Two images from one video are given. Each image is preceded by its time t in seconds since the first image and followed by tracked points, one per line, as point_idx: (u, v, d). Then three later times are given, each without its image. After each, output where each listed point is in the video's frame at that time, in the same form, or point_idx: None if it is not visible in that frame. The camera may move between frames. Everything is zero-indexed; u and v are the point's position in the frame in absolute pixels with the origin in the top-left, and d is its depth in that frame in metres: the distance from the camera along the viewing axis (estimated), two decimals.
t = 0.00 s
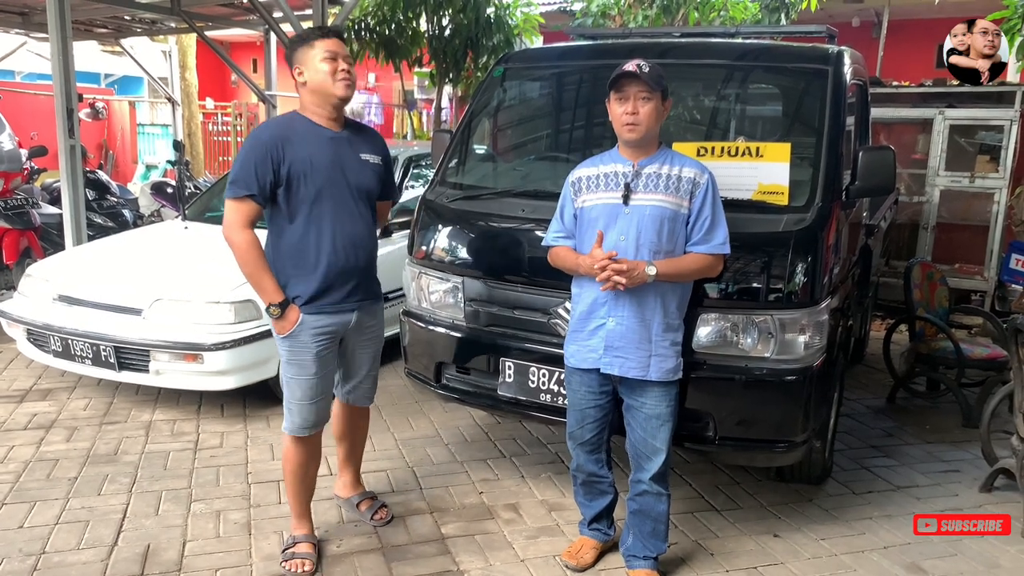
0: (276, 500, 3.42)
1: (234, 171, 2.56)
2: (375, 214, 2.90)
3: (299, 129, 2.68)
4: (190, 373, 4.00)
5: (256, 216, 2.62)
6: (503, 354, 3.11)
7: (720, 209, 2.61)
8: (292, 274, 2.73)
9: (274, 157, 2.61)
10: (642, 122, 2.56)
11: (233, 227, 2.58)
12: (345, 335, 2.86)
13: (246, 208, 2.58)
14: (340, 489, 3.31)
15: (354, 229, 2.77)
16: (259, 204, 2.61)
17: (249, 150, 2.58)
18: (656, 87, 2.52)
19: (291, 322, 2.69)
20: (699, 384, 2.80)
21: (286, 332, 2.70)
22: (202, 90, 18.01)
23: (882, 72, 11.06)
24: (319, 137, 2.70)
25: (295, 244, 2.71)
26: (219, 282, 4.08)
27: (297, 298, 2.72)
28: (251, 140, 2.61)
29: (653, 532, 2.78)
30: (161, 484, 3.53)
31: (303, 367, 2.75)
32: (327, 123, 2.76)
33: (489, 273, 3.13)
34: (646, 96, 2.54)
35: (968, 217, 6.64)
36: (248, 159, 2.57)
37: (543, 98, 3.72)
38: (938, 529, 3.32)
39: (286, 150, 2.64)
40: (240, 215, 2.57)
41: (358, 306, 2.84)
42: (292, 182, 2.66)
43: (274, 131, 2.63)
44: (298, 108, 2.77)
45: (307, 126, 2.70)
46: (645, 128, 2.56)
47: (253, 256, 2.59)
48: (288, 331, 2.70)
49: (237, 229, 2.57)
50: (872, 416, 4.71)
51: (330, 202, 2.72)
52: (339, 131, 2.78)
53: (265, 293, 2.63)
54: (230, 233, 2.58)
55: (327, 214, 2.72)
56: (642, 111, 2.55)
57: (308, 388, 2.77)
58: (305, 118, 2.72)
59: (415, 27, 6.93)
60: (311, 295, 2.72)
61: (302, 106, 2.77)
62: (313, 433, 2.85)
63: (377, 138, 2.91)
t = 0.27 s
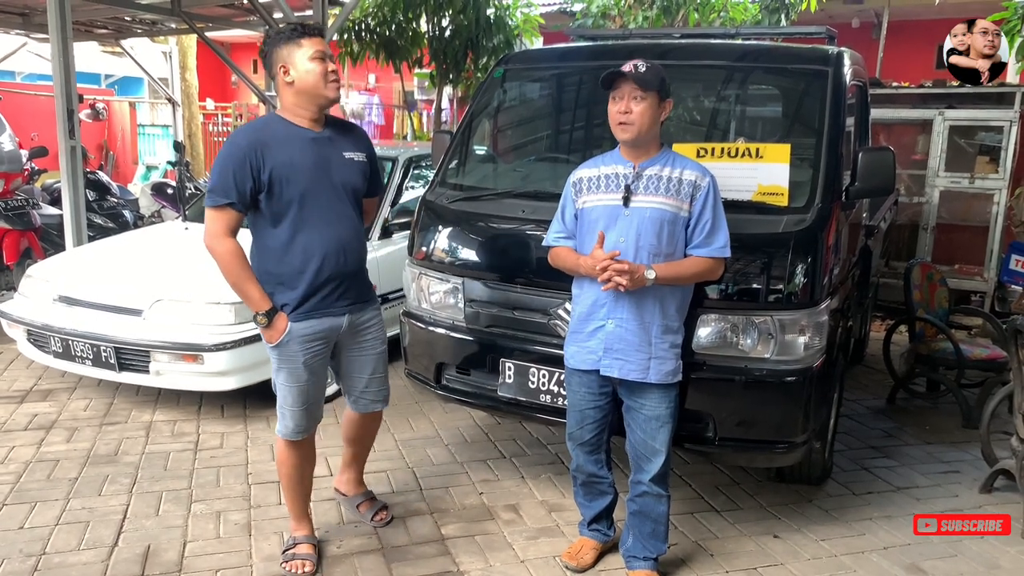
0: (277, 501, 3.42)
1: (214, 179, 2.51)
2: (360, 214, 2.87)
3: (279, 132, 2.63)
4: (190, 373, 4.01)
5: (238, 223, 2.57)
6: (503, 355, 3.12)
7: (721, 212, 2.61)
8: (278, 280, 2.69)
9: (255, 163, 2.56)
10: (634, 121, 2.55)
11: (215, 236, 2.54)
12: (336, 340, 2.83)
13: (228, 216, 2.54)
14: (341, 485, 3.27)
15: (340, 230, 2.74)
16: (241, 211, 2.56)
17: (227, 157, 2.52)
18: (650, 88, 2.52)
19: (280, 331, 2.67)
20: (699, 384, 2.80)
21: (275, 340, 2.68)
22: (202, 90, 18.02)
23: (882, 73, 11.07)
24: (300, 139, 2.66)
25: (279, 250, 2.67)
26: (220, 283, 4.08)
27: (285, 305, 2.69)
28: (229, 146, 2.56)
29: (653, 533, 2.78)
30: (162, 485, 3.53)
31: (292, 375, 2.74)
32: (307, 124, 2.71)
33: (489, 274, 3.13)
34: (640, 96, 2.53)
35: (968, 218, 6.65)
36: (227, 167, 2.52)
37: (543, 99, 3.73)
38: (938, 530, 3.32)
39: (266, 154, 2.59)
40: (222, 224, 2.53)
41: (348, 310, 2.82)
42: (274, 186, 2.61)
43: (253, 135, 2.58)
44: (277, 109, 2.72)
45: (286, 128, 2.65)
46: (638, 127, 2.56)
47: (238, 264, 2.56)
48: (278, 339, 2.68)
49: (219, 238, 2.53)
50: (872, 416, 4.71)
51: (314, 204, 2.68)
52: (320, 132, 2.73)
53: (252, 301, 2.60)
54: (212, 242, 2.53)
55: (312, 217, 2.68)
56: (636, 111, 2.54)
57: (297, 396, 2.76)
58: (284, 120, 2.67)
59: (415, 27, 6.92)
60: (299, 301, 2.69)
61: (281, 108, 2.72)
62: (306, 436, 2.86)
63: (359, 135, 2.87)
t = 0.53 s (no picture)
0: (277, 500, 3.42)
1: (207, 182, 2.51)
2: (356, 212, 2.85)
3: (272, 132, 2.62)
4: (190, 373, 4.01)
5: (232, 226, 2.57)
6: (503, 355, 3.11)
7: (722, 215, 2.60)
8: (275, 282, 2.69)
9: (248, 165, 2.56)
10: (621, 132, 2.55)
11: (209, 240, 2.54)
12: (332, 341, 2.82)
13: (221, 219, 2.54)
14: (339, 506, 3.17)
15: (336, 230, 2.73)
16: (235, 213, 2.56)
17: (220, 160, 2.52)
18: (632, 102, 2.50)
19: (275, 334, 2.67)
20: (699, 384, 2.80)
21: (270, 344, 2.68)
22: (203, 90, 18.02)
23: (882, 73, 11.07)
24: (293, 139, 2.64)
25: (274, 251, 2.67)
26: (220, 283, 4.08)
27: (281, 307, 2.69)
28: (221, 148, 2.55)
29: (653, 533, 2.78)
30: (162, 484, 3.53)
31: (289, 378, 2.73)
32: (301, 124, 2.70)
33: (490, 274, 3.13)
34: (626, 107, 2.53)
35: (969, 217, 6.65)
36: (220, 170, 2.52)
37: (544, 98, 3.72)
38: (938, 529, 3.32)
39: (259, 155, 2.58)
40: (216, 227, 2.54)
41: (345, 311, 2.81)
42: (268, 188, 2.61)
43: (246, 137, 2.57)
44: (270, 110, 2.71)
45: (279, 129, 2.64)
46: (626, 138, 2.56)
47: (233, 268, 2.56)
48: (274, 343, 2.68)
49: (213, 241, 2.54)
50: (872, 416, 4.71)
51: (308, 204, 2.67)
52: (314, 131, 2.72)
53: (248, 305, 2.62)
54: (207, 246, 2.54)
55: (307, 217, 2.67)
56: (623, 123, 2.54)
57: (293, 399, 2.75)
58: (277, 120, 2.66)
59: (415, 27, 6.92)
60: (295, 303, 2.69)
61: (274, 107, 2.71)
62: (305, 438, 2.86)
63: (353, 133, 2.85)
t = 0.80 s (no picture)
0: (277, 500, 3.43)
1: (208, 177, 2.52)
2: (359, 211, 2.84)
3: (274, 129, 2.62)
4: (190, 373, 4.01)
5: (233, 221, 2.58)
6: (503, 354, 3.11)
7: (722, 219, 2.58)
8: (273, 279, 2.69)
9: (249, 161, 2.56)
10: (617, 140, 2.56)
11: (209, 235, 2.55)
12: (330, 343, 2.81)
13: (222, 215, 2.55)
14: (351, 525, 3.09)
15: (336, 228, 2.72)
16: (235, 209, 2.57)
17: (221, 155, 2.53)
18: (625, 110, 2.50)
19: (271, 333, 2.67)
20: (700, 384, 2.80)
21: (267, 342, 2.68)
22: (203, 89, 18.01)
23: (883, 73, 11.07)
24: (295, 136, 2.64)
25: (274, 247, 2.67)
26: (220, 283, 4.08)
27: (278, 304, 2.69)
28: (224, 144, 2.56)
29: (653, 533, 2.78)
30: (162, 484, 3.54)
31: (284, 378, 2.73)
32: (305, 122, 2.70)
33: (490, 274, 3.13)
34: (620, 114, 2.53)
35: (969, 217, 6.65)
36: (221, 165, 2.53)
37: (544, 98, 3.73)
38: (938, 529, 3.32)
39: (261, 152, 2.59)
40: (216, 223, 2.55)
41: (343, 311, 2.79)
42: (269, 185, 2.61)
43: (248, 133, 2.58)
44: (274, 107, 2.72)
45: (281, 126, 2.64)
46: (622, 145, 2.56)
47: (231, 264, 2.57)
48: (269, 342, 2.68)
49: (213, 237, 2.55)
50: (872, 416, 4.71)
51: (309, 202, 2.67)
52: (317, 129, 2.71)
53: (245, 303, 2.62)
54: (207, 242, 2.55)
55: (306, 215, 2.67)
56: (618, 130, 2.54)
57: (290, 399, 2.75)
58: (280, 117, 2.66)
59: (415, 27, 6.92)
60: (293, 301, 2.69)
61: (278, 105, 2.71)
62: (303, 438, 2.85)
63: (358, 132, 2.84)
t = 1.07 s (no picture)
0: (277, 500, 3.43)
1: (205, 179, 2.51)
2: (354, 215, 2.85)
3: (272, 132, 2.62)
4: (189, 372, 4.01)
5: (229, 223, 2.58)
6: (503, 354, 3.12)
7: (720, 216, 2.59)
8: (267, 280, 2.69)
9: (247, 163, 2.56)
10: (624, 135, 2.54)
11: (205, 236, 2.56)
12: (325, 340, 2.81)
13: (218, 216, 2.55)
14: (352, 524, 3.09)
15: (331, 232, 2.73)
16: (232, 211, 2.57)
17: (219, 158, 2.53)
18: (632, 105, 2.49)
19: (267, 332, 2.68)
20: (700, 384, 2.80)
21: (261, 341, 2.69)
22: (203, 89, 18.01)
23: (882, 72, 11.07)
24: (294, 140, 2.64)
25: (270, 249, 2.67)
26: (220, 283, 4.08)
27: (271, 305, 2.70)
28: (221, 146, 2.55)
29: (653, 533, 2.78)
30: (162, 484, 3.54)
31: (281, 375, 2.73)
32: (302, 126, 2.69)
33: (490, 274, 3.13)
34: (626, 110, 2.51)
35: (969, 217, 6.65)
36: (219, 167, 2.52)
37: (544, 98, 3.73)
38: (938, 529, 3.32)
39: (260, 155, 2.58)
40: (212, 223, 2.55)
41: (337, 311, 2.79)
42: (266, 188, 2.61)
43: (247, 136, 2.57)
44: (273, 109, 2.71)
45: (279, 128, 2.63)
46: (628, 140, 2.55)
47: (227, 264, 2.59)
48: (264, 341, 2.69)
49: (209, 237, 2.55)
50: (872, 416, 4.71)
51: (305, 205, 2.67)
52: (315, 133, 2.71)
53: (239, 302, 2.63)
54: (202, 242, 2.56)
55: (302, 218, 2.68)
56: (625, 125, 2.52)
57: (286, 396, 2.75)
58: (278, 120, 2.65)
59: (415, 26, 6.92)
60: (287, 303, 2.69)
61: (277, 106, 2.70)
62: (301, 436, 2.85)
63: (356, 136, 2.84)
